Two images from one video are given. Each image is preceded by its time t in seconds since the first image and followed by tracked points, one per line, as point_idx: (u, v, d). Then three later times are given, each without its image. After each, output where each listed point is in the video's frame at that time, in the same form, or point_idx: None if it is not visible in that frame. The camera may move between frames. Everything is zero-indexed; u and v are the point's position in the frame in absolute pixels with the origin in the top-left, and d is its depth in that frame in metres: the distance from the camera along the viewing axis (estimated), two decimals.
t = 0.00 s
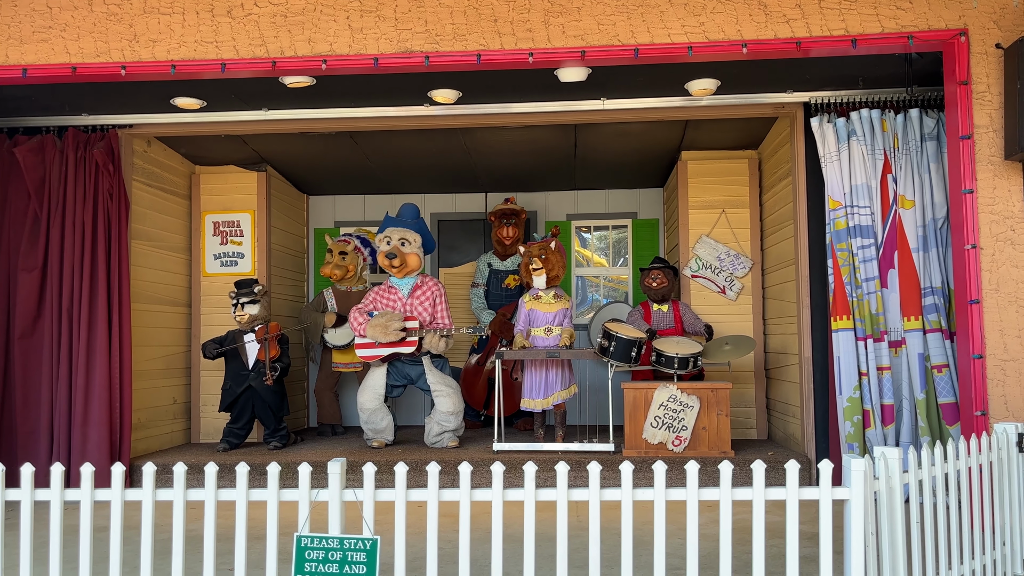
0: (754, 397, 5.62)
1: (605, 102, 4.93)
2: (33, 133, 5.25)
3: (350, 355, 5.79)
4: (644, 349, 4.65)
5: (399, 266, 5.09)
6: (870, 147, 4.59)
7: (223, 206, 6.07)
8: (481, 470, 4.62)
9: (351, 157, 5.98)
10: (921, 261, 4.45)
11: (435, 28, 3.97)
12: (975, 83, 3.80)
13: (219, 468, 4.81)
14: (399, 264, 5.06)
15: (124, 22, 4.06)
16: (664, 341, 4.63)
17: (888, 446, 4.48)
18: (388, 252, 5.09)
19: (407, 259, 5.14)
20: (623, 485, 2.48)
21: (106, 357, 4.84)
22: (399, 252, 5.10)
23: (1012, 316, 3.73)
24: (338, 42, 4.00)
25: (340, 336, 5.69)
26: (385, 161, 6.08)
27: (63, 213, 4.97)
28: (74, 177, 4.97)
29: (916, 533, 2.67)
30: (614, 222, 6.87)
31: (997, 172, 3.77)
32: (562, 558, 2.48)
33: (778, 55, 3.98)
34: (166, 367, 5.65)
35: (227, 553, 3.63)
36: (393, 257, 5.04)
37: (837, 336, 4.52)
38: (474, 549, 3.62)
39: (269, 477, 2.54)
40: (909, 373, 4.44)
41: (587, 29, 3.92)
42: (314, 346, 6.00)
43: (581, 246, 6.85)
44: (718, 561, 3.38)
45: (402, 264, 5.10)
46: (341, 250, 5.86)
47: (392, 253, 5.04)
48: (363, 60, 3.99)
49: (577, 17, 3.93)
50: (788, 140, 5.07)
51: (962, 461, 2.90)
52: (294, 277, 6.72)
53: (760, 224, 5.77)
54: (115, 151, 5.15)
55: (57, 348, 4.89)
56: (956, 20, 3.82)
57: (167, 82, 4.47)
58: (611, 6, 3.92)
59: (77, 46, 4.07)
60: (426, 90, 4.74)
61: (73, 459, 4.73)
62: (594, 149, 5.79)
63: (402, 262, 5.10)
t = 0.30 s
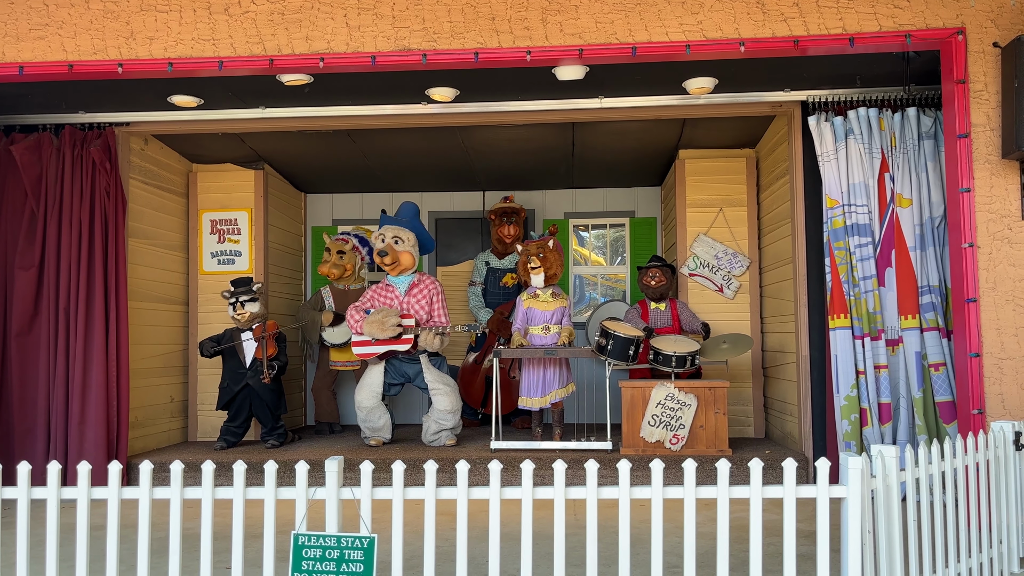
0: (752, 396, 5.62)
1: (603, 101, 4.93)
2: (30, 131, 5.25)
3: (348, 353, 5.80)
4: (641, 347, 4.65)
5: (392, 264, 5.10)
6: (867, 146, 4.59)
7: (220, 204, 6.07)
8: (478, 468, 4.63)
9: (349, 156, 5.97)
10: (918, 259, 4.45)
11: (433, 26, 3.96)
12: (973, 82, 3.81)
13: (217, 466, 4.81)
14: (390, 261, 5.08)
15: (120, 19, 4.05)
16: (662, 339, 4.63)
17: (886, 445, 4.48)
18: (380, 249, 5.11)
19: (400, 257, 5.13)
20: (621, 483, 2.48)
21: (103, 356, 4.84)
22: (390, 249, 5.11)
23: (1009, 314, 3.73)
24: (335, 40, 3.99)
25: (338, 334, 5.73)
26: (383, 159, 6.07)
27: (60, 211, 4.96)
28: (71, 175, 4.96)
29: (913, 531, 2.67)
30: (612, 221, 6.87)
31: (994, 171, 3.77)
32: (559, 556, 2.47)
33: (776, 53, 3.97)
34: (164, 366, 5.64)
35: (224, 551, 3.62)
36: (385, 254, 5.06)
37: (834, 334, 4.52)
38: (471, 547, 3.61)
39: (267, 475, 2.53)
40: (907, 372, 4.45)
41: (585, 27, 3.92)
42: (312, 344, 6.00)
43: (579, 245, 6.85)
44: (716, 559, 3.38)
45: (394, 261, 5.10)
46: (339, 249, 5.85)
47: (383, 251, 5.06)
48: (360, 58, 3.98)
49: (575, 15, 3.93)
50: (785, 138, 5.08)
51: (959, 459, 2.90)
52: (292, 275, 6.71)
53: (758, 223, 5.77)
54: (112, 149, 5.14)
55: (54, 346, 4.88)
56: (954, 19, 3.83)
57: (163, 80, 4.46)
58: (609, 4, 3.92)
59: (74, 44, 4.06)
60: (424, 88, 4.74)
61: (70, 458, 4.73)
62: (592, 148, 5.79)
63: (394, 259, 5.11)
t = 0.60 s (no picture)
0: (749, 395, 5.62)
1: (601, 100, 4.93)
2: (27, 129, 5.24)
3: (345, 352, 5.78)
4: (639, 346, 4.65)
5: (386, 263, 5.11)
6: (865, 146, 4.58)
7: (218, 203, 6.07)
8: (476, 467, 4.63)
9: (346, 154, 5.97)
10: (916, 259, 4.45)
11: (431, 25, 3.96)
12: (971, 81, 3.81)
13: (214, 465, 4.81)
14: (384, 260, 5.09)
15: (118, 17, 4.04)
16: (660, 338, 4.63)
17: (882, 444, 4.49)
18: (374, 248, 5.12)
19: (395, 256, 5.13)
20: (618, 482, 2.48)
21: (101, 355, 4.83)
22: (386, 249, 5.11)
23: (1006, 314, 3.73)
24: (333, 39, 3.99)
25: (335, 333, 5.69)
26: (381, 158, 6.07)
27: (57, 209, 4.95)
28: (68, 173, 4.95)
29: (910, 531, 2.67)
30: (610, 220, 6.88)
31: (992, 170, 3.78)
32: (557, 555, 2.48)
33: (774, 53, 3.98)
34: (161, 364, 5.63)
35: (221, 550, 3.62)
36: (378, 253, 5.07)
37: (831, 334, 4.52)
38: (468, 546, 3.62)
39: (264, 474, 2.53)
40: (904, 371, 4.46)
41: (583, 26, 3.92)
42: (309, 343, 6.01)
43: (577, 244, 6.86)
44: (712, 559, 3.38)
45: (388, 260, 5.11)
46: (334, 246, 5.87)
47: (377, 250, 5.07)
48: (358, 57, 3.97)
49: (573, 14, 3.92)
50: (783, 138, 5.08)
51: (955, 458, 2.90)
52: (289, 274, 6.71)
53: (756, 222, 5.77)
54: (109, 147, 5.13)
55: (51, 345, 4.87)
56: (952, 19, 3.83)
57: (161, 78, 4.45)
58: (607, 4, 3.92)
59: (71, 42, 4.05)
60: (422, 87, 4.73)
61: (67, 457, 4.72)
62: (590, 147, 5.79)
63: (389, 259, 5.11)
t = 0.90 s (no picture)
0: (747, 395, 5.63)
1: (599, 100, 4.93)
2: (25, 128, 5.23)
3: (343, 351, 5.75)
4: (636, 346, 4.65)
5: (385, 262, 5.10)
6: (863, 146, 4.60)
7: (216, 202, 6.06)
8: (474, 466, 4.63)
9: (345, 154, 5.97)
10: (913, 259, 4.47)
11: (429, 24, 3.96)
12: (968, 82, 3.82)
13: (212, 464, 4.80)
14: (383, 260, 5.08)
15: (116, 16, 4.04)
16: (658, 338, 4.64)
17: (880, 444, 4.50)
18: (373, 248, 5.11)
19: (394, 255, 5.12)
20: (616, 482, 2.48)
21: (98, 354, 4.83)
22: (385, 248, 5.10)
23: (1003, 314, 3.74)
24: (331, 38, 3.98)
25: (334, 333, 5.66)
26: (379, 157, 6.07)
27: (55, 208, 4.94)
28: (65, 172, 4.94)
29: (907, 531, 2.67)
30: (608, 220, 6.88)
31: (989, 171, 3.78)
32: (554, 555, 2.48)
33: (772, 53, 3.98)
34: (159, 363, 5.63)
35: (219, 549, 3.62)
36: (377, 251, 5.05)
37: (829, 334, 4.52)
38: (466, 546, 3.62)
39: (262, 474, 2.53)
40: (901, 371, 4.47)
41: (582, 26, 3.92)
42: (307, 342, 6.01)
43: (575, 244, 6.87)
44: (710, 559, 3.38)
45: (388, 259, 5.10)
46: (332, 245, 5.88)
47: (375, 249, 5.06)
48: (356, 56, 3.97)
49: (572, 14, 3.92)
50: (781, 137, 5.09)
51: (952, 459, 2.91)
52: (287, 273, 6.71)
53: (754, 222, 5.77)
54: (107, 146, 5.13)
55: (49, 344, 4.86)
56: (949, 19, 3.83)
57: (159, 77, 4.45)
58: (605, 4, 3.92)
59: (69, 41, 4.04)
60: (420, 86, 4.73)
61: (65, 456, 4.72)
62: (588, 147, 5.80)
63: (388, 258, 5.10)
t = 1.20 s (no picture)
0: (744, 395, 5.64)
1: (598, 100, 4.93)
2: (23, 126, 5.23)
3: (342, 351, 5.76)
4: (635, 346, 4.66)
5: (384, 261, 5.10)
6: (861, 146, 4.60)
7: (215, 201, 6.06)
8: (472, 466, 4.63)
9: (344, 153, 5.96)
10: (912, 259, 4.47)
11: (428, 24, 3.96)
12: (966, 83, 3.82)
13: (210, 463, 4.80)
14: (381, 259, 5.07)
15: (115, 15, 4.03)
16: (656, 338, 4.64)
17: (878, 444, 4.50)
18: (371, 248, 5.10)
19: (393, 254, 5.11)
20: (614, 481, 2.48)
21: (96, 353, 4.83)
22: (382, 246, 5.09)
23: (1002, 315, 3.75)
24: (331, 37, 3.98)
25: (332, 332, 5.65)
26: (378, 157, 6.07)
27: (53, 207, 4.94)
28: (64, 171, 4.93)
29: (905, 531, 2.68)
30: (606, 220, 6.89)
31: (988, 172, 3.79)
32: (553, 555, 2.48)
33: (771, 54, 3.98)
34: (157, 363, 5.63)
35: (217, 549, 3.62)
36: (376, 250, 5.05)
37: (827, 334, 4.53)
38: (465, 545, 3.63)
39: (260, 473, 2.53)
40: (899, 371, 4.47)
41: (581, 26, 3.92)
42: (306, 342, 6.00)
43: (574, 243, 6.87)
44: (708, 558, 3.39)
45: (387, 259, 5.10)
46: (333, 245, 5.88)
47: (375, 249, 5.04)
48: (356, 55, 3.97)
49: (571, 14, 3.93)
50: (780, 138, 5.10)
51: (950, 459, 2.91)
52: (286, 272, 6.70)
53: (752, 222, 5.77)
54: (106, 145, 5.13)
55: (46, 344, 4.86)
56: (948, 20, 3.84)
57: (158, 76, 4.44)
58: (605, 4, 3.92)
59: (68, 39, 4.04)
60: (419, 86, 4.73)
61: (63, 456, 4.71)
62: (587, 147, 5.80)
63: (387, 258, 5.10)
